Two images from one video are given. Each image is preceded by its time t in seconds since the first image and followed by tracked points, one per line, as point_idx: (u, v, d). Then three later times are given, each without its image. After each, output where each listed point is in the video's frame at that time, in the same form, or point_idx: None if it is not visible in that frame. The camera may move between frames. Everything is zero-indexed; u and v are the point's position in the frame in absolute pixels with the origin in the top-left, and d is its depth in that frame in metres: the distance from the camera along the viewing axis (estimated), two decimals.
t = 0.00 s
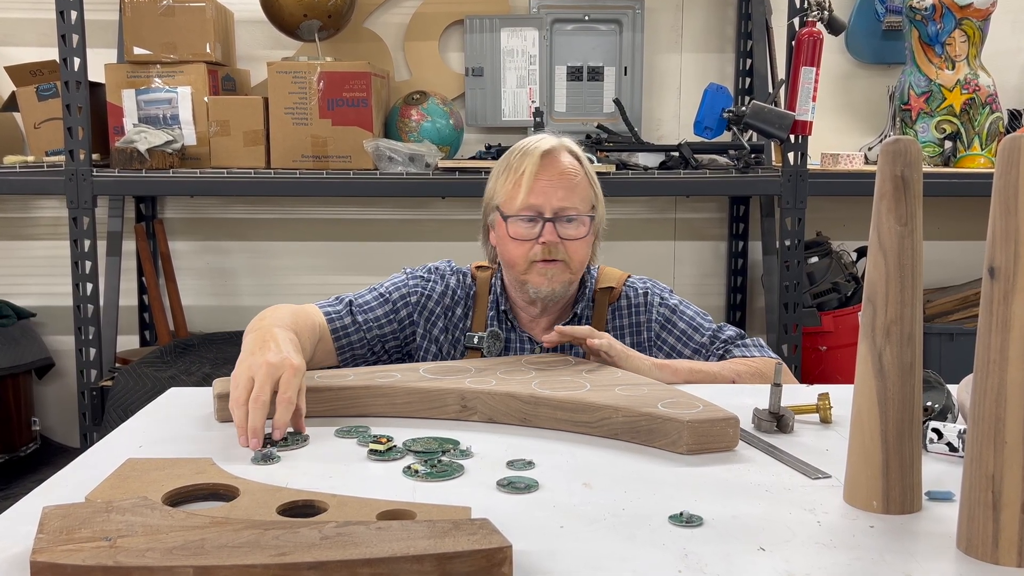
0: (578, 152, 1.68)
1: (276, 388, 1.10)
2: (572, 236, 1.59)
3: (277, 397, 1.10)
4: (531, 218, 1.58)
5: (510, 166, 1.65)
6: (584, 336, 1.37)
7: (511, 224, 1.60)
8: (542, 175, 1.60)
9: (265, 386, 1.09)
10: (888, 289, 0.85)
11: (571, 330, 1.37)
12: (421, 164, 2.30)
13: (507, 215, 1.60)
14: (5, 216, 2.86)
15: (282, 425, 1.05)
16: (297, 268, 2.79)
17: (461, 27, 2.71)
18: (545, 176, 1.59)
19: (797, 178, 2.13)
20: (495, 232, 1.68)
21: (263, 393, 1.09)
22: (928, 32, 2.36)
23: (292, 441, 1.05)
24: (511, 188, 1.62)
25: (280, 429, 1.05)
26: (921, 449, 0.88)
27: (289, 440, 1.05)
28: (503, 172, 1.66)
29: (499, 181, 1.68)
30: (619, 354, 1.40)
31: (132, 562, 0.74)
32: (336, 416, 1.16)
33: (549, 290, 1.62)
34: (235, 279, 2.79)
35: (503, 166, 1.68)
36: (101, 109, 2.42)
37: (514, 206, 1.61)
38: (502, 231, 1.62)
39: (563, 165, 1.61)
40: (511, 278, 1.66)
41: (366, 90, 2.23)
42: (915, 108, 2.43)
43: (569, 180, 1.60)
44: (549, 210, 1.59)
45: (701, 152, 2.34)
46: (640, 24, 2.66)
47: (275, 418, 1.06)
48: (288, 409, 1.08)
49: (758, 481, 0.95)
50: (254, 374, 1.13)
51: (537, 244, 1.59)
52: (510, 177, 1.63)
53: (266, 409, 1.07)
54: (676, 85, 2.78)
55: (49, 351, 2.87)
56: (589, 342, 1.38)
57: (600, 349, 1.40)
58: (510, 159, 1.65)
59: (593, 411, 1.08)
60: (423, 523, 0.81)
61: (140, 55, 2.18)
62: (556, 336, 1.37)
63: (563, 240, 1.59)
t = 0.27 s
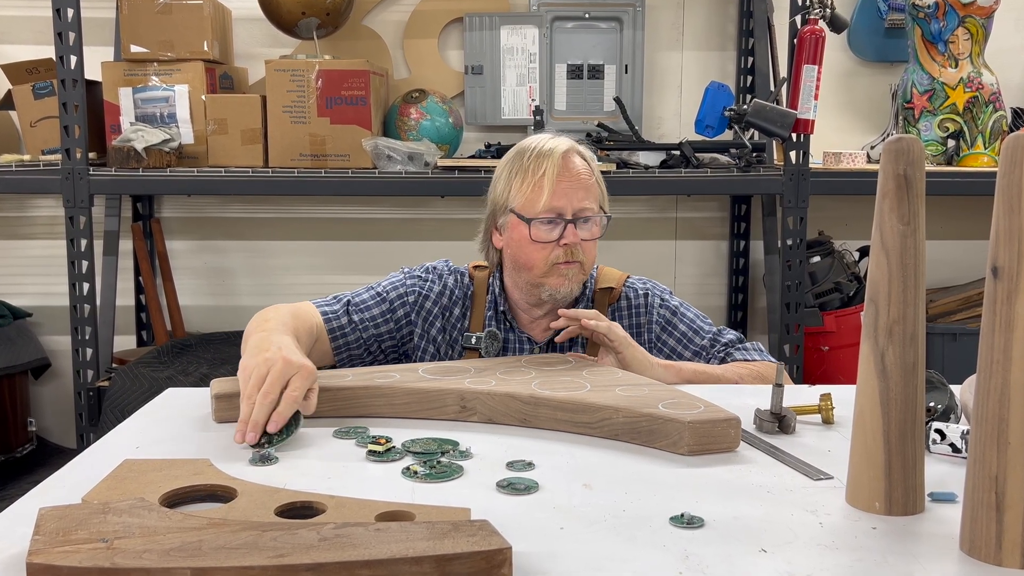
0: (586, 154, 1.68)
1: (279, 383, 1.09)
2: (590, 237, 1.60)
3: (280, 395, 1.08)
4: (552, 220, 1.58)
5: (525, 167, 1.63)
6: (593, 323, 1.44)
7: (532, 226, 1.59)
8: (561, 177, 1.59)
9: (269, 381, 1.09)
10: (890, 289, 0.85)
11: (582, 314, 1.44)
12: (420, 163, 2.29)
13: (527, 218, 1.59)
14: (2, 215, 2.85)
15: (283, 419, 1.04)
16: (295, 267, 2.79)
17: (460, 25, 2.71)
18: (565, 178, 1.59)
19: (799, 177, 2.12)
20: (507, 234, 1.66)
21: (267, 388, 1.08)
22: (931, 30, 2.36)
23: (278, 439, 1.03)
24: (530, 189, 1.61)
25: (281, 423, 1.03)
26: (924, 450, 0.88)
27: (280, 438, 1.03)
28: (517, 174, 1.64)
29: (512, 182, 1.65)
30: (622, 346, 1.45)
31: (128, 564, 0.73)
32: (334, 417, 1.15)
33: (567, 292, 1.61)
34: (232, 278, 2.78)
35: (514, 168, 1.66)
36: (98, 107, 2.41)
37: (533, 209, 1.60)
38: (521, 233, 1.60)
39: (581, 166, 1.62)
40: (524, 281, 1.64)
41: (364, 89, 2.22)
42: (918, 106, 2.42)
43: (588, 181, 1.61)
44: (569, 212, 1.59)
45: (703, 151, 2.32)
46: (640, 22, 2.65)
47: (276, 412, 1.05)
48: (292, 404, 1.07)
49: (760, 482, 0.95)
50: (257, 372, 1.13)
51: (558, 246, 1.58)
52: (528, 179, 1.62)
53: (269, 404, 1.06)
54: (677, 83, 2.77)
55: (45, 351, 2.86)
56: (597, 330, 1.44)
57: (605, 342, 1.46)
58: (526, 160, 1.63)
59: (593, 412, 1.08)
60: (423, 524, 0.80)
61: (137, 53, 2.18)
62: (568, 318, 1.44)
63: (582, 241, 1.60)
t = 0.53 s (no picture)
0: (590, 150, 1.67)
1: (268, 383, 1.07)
2: (587, 229, 1.58)
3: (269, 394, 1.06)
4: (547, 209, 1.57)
5: (524, 158, 1.64)
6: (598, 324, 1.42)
7: (527, 215, 1.58)
8: (559, 167, 1.59)
9: (257, 382, 1.07)
10: (893, 289, 0.84)
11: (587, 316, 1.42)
12: (419, 161, 2.28)
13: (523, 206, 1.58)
14: None
15: (271, 418, 1.02)
16: (294, 267, 2.78)
17: (460, 23, 2.70)
18: (562, 168, 1.59)
19: (801, 176, 2.12)
20: (505, 226, 1.65)
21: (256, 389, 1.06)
22: (934, 28, 2.35)
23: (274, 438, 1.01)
24: (526, 179, 1.61)
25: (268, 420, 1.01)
26: (927, 452, 0.87)
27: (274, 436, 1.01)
28: (517, 166, 1.64)
29: (512, 174, 1.65)
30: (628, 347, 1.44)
31: (125, 566, 0.72)
32: (332, 418, 1.14)
33: (562, 286, 1.58)
34: (230, 278, 2.78)
35: (515, 160, 1.66)
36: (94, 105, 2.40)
37: (530, 199, 1.59)
38: (517, 223, 1.60)
39: (581, 158, 1.61)
40: (521, 275, 1.62)
41: (363, 87, 2.21)
42: (921, 104, 2.41)
43: (586, 173, 1.59)
44: (566, 202, 1.58)
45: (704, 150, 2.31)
46: (641, 19, 2.64)
47: (264, 412, 1.02)
48: (282, 404, 1.04)
49: (762, 484, 0.94)
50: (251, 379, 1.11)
51: (553, 237, 1.57)
52: (525, 169, 1.62)
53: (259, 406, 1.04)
54: (678, 81, 2.76)
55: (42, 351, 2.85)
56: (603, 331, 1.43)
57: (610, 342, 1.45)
58: (525, 151, 1.64)
59: (594, 413, 1.07)
60: (422, 526, 0.80)
61: (134, 51, 2.17)
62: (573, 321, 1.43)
63: (578, 233, 1.58)
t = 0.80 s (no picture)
0: (593, 150, 1.66)
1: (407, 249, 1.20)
2: (582, 228, 1.57)
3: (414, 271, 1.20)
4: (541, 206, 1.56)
5: (524, 155, 1.63)
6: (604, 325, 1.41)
7: (521, 211, 1.58)
8: (556, 165, 1.58)
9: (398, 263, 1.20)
10: (895, 288, 0.83)
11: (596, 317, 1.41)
12: (417, 160, 2.28)
13: (517, 203, 1.58)
14: None
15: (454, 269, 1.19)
16: (293, 266, 2.77)
17: (460, 21, 2.69)
18: (559, 166, 1.58)
19: (803, 175, 2.11)
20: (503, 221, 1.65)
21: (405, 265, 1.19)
22: (937, 25, 2.35)
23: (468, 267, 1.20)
24: (523, 175, 1.60)
25: (451, 258, 1.19)
26: (930, 452, 0.86)
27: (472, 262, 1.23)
28: (517, 162, 1.64)
29: (511, 170, 1.65)
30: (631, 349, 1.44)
31: (122, 568, 0.72)
32: (331, 419, 1.14)
33: (553, 284, 1.57)
34: (228, 277, 2.77)
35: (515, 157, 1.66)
36: (91, 103, 2.40)
37: (525, 196, 1.59)
38: (511, 220, 1.59)
39: (579, 157, 1.60)
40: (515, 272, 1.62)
41: (361, 85, 2.21)
42: (924, 103, 2.40)
43: (584, 172, 1.58)
44: (560, 200, 1.57)
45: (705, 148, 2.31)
46: (642, 17, 2.62)
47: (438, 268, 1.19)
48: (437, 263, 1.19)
49: (764, 485, 0.93)
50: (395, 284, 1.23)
51: (545, 234, 1.56)
52: (524, 165, 1.61)
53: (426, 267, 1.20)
54: (679, 79, 2.76)
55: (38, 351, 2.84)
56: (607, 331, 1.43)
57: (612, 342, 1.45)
58: (525, 148, 1.63)
59: (594, 413, 1.06)
60: (421, 527, 0.79)
61: (131, 49, 2.16)
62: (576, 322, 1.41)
63: (572, 232, 1.57)
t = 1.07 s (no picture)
0: (593, 151, 1.65)
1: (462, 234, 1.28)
2: (582, 229, 1.56)
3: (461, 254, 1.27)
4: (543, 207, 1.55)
5: (524, 154, 1.62)
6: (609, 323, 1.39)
7: (522, 212, 1.57)
8: (557, 165, 1.57)
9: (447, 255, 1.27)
10: (898, 288, 0.83)
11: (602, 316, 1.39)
12: (416, 160, 2.24)
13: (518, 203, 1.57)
14: None
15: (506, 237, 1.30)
16: (291, 266, 2.77)
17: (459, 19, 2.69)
18: (560, 167, 1.57)
19: (805, 174, 2.10)
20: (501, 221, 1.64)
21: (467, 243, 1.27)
22: (940, 23, 2.34)
23: (519, 233, 1.33)
24: (524, 175, 1.59)
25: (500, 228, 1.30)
26: (933, 454, 0.85)
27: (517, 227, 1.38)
28: (517, 161, 1.62)
29: (511, 169, 1.63)
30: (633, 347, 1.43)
31: (118, 570, 0.71)
32: (329, 419, 1.13)
33: (553, 285, 1.56)
34: (225, 277, 2.76)
35: (515, 156, 1.64)
36: (87, 102, 2.39)
37: (527, 196, 1.58)
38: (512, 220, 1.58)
39: (580, 158, 1.59)
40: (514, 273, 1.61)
41: (360, 83, 2.21)
42: (927, 101, 2.39)
43: (585, 173, 1.57)
44: (561, 200, 1.56)
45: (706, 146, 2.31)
46: (643, 15, 2.61)
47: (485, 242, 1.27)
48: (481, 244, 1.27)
49: (766, 486, 0.93)
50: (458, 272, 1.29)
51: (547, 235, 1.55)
52: (524, 165, 1.60)
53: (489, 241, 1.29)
54: (681, 77, 2.75)
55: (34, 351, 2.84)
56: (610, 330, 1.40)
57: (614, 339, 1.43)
58: (526, 148, 1.61)
59: (595, 414, 1.05)
60: (420, 529, 0.78)
61: (128, 47, 2.15)
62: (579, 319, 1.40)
63: (573, 233, 1.56)
